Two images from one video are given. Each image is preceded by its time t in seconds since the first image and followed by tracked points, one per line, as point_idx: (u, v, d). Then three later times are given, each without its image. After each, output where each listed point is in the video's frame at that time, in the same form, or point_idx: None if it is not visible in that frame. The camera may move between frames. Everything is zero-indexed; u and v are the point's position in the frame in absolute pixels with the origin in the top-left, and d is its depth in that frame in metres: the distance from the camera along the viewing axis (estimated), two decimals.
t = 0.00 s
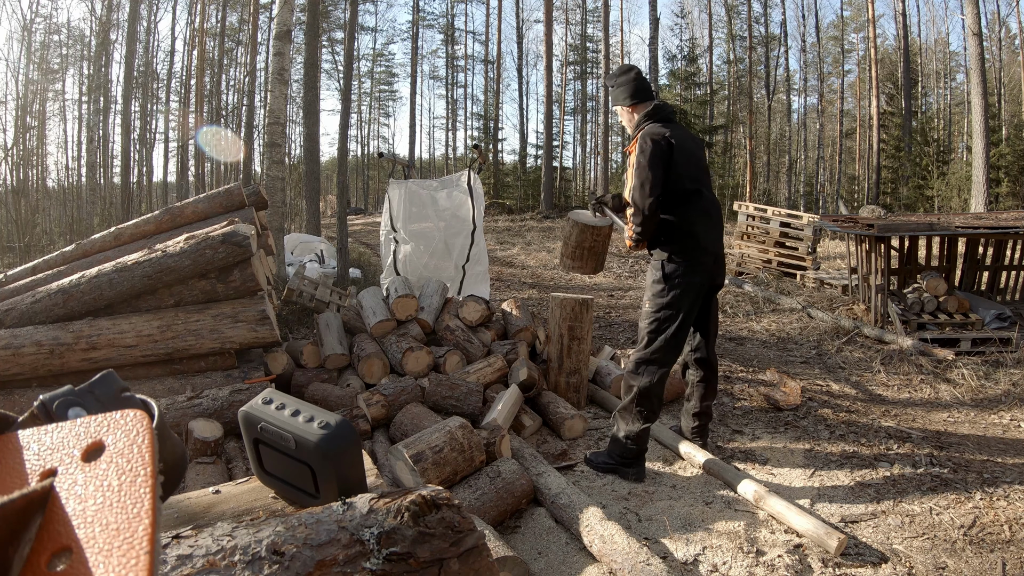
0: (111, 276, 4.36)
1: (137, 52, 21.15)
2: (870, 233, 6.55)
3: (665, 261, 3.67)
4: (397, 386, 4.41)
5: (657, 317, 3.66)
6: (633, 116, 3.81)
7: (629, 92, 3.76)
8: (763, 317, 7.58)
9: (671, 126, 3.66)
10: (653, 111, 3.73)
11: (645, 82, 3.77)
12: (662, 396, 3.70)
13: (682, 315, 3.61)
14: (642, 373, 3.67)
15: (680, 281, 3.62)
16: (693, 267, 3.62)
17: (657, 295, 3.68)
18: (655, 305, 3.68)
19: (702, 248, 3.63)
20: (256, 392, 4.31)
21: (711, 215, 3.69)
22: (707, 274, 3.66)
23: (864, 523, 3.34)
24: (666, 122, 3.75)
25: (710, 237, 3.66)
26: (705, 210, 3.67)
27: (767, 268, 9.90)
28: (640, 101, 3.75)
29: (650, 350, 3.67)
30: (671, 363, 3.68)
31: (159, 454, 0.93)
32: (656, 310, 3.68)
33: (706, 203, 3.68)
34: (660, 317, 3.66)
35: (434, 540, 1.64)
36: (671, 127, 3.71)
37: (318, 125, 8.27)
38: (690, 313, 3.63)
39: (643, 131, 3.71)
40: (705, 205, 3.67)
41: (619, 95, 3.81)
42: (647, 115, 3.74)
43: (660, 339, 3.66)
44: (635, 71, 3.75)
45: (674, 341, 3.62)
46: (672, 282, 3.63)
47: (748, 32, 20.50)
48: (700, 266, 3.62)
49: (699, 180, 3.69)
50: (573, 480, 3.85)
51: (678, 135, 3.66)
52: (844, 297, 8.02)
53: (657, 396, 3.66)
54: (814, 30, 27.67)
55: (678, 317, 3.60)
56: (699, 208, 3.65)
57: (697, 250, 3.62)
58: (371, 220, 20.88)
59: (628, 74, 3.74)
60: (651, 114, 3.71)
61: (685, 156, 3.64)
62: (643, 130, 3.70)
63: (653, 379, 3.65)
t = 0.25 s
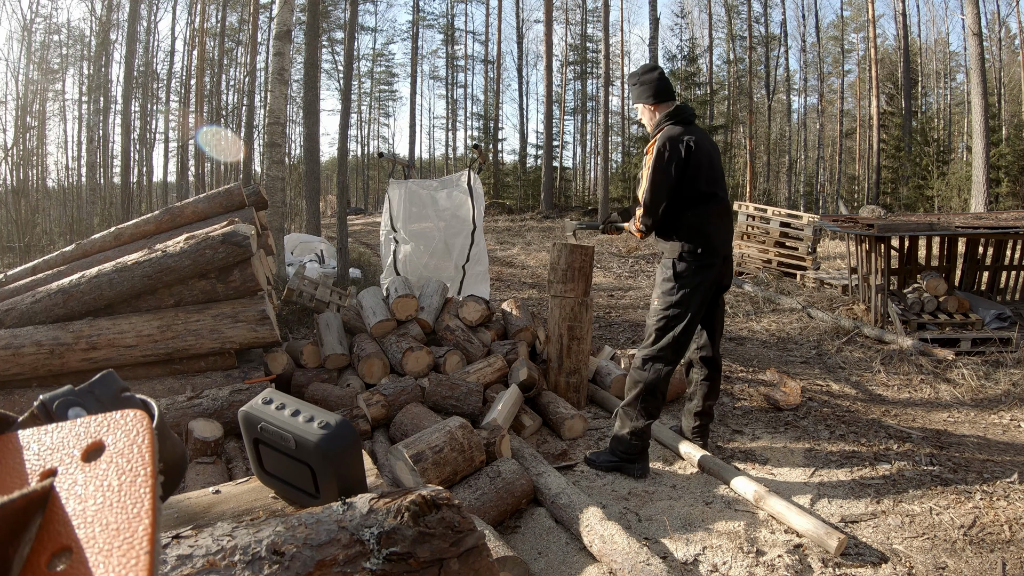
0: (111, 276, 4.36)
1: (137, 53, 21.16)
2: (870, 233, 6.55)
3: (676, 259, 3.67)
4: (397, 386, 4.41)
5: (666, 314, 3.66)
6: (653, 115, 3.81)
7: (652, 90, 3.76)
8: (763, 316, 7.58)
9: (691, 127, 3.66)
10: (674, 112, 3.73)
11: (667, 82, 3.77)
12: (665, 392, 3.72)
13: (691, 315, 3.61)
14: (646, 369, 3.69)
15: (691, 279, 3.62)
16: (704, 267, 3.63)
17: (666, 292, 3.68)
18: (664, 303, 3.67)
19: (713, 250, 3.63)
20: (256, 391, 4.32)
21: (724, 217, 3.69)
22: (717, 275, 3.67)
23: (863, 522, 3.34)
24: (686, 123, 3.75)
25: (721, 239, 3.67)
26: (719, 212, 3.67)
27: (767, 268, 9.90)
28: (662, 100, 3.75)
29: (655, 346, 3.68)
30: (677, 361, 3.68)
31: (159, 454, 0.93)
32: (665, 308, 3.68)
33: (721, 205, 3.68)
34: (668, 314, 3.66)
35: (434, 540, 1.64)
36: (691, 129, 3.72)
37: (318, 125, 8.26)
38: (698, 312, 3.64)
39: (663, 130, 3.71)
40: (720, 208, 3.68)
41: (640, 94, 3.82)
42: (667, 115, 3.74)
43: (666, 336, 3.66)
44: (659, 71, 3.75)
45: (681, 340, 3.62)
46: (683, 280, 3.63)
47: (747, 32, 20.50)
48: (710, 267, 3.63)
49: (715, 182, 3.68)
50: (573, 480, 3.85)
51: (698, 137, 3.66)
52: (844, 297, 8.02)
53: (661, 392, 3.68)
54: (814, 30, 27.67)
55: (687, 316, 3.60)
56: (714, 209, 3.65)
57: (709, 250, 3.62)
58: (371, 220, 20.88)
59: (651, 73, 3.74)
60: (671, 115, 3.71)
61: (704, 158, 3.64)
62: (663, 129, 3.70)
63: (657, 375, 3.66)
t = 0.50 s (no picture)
0: (111, 276, 4.36)
1: (137, 53, 21.16)
2: (870, 233, 6.55)
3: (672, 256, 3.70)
4: (397, 386, 4.41)
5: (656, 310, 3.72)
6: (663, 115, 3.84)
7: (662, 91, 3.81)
8: (763, 316, 7.59)
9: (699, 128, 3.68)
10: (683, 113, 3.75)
11: (679, 83, 3.81)
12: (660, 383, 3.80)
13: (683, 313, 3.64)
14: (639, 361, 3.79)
15: (685, 278, 3.64)
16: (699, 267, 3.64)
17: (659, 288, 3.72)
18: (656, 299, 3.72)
19: (710, 251, 3.64)
20: (256, 391, 4.32)
21: (726, 219, 3.68)
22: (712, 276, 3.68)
23: (864, 523, 3.34)
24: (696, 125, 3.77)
25: (721, 242, 3.67)
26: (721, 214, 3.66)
27: (767, 268, 9.91)
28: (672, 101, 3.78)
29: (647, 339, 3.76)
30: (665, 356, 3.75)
31: (159, 454, 0.93)
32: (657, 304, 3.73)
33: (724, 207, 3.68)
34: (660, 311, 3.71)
35: (434, 540, 1.64)
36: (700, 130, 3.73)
37: (318, 126, 8.27)
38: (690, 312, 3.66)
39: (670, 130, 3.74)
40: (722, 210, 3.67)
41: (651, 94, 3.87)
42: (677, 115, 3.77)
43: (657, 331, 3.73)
44: (672, 72, 3.78)
45: (672, 336, 3.67)
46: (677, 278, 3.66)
47: (748, 32, 20.50)
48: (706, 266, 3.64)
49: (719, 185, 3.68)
50: (573, 480, 3.85)
51: (704, 138, 3.67)
52: (844, 296, 8.02)
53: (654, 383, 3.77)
54: (814, 30, 27.70)
55: (679, 313, 3.62)
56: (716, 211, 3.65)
57: (705, 250, 3.63)
58: (371, 220, 20.89)
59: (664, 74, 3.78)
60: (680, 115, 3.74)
61: (710, 160, 3.64)
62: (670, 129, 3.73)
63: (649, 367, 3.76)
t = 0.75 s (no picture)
0: (111, 276, 4.36)
1: (137, 53, 21.16)
2: (870, 233, 6.55)
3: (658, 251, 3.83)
4: (398, 386, 4.41)
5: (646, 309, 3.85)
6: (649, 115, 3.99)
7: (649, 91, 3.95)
8: (763, 316, 7.59)
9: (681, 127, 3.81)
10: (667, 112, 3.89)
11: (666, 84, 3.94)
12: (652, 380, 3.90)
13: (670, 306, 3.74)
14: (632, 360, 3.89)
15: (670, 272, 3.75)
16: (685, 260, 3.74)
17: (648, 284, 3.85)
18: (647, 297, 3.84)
19: (695, 245, 3.72)
20: (256, 392, 4.31)
21: (711, 214, 3.78)
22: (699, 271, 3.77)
23: (864, 523, 3.34)
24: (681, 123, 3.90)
25: (707, 236, 3.75)
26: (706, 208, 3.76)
27: (767, 268, 9.91)
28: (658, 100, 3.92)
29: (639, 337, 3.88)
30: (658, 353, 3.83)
31: (159, 454, 0.93)
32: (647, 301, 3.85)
33: (710, 201, 3.78)
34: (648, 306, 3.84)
35: (434, 541, 1.64)
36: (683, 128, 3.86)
37: (318, 126, 8.28)
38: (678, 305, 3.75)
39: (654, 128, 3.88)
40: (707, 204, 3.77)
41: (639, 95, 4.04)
42: (661, 114, 3.91)
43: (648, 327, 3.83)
44: (659, 73, 3.92)
45: (661, 331, 3.78)
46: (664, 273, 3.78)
47: (748, 32, 20.50)
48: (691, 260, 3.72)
49: (703, 179, 3.79)
50: (573, 480, 3.85)
51: (686, 135, 3.80)
52: (844, 297, 8.03)
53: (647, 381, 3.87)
54: (814, 30, 27.70)
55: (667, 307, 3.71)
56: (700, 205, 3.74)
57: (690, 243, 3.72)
58: (371, 220, 20.89)
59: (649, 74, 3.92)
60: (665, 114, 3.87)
61: (691, 156, 3.77)
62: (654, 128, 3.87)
63: (641, 365, 3.87)
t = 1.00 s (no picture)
0: (111, 276, 4.36)
1: (137, 52, 21.15)
2: (870, 233, 6.55)
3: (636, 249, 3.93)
4: (398, 386, 4.41)
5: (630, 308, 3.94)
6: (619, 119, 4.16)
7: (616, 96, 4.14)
8: (763, 316, 7.59)
9: (646, 125, 3.95)
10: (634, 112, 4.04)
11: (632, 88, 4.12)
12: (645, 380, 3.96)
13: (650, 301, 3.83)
14: (623, 359, 3.96)
15: (648, 267, 3.85)
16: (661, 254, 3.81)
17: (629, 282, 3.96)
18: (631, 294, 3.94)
19: (669, 237, 3.80)
20: (256, 392, 4.31)
21: (686, 207, 3.84)
22: (677, 264, 3.83)
23: (864, 523, 3.33)
24: (648, 122, 4.02)
25: (682, 228, 3.82)
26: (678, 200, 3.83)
27: (767, 268, 9.91)
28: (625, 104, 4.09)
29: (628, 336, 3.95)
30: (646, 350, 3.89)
31: (159, 455, 0.93)
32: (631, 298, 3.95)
33: (683, 194, 3.85)
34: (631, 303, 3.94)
35: (435, 540, 1.64)
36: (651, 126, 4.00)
37: (318, 126, 8.28)
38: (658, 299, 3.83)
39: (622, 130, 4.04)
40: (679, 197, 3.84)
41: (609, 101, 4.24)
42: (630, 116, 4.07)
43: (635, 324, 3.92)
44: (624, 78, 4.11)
45: (647, 328, 3.85)
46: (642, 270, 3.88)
47: (748, 32, 20.49)
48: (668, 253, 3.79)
49: (674, 173, 3.87)
50: (573, 480, 3.86)
51: (652, 133, 3.94)
52: (844, 297, 8.03)
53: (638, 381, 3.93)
54: (814, 30, 27.68)
55: (648, 303, 3.82)
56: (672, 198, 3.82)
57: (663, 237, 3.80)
58: (371, 220, 20.88)
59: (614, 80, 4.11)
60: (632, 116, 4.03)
61: (659, 152, 3.89)
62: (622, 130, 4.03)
63: (631, 364, 3.93)
